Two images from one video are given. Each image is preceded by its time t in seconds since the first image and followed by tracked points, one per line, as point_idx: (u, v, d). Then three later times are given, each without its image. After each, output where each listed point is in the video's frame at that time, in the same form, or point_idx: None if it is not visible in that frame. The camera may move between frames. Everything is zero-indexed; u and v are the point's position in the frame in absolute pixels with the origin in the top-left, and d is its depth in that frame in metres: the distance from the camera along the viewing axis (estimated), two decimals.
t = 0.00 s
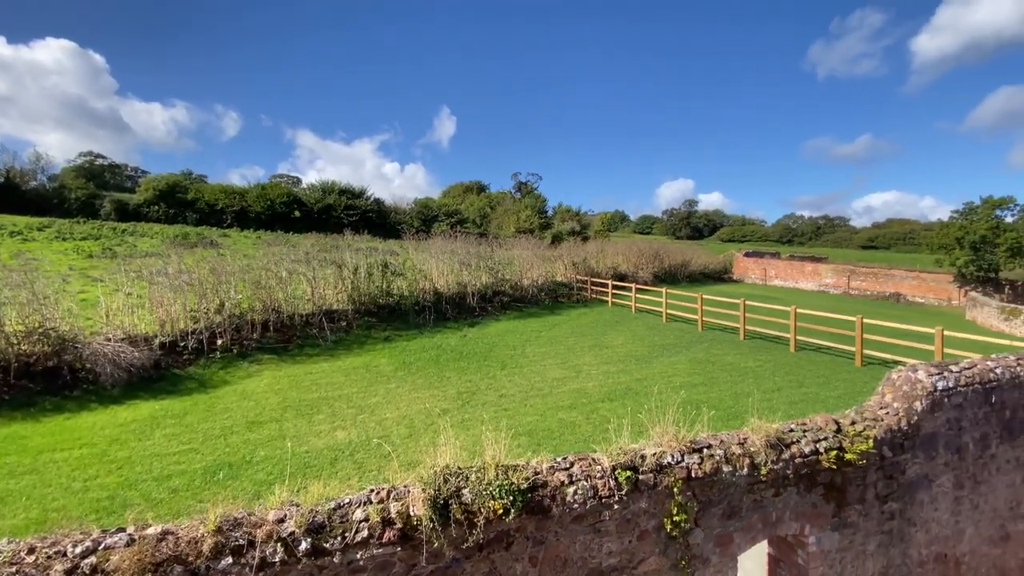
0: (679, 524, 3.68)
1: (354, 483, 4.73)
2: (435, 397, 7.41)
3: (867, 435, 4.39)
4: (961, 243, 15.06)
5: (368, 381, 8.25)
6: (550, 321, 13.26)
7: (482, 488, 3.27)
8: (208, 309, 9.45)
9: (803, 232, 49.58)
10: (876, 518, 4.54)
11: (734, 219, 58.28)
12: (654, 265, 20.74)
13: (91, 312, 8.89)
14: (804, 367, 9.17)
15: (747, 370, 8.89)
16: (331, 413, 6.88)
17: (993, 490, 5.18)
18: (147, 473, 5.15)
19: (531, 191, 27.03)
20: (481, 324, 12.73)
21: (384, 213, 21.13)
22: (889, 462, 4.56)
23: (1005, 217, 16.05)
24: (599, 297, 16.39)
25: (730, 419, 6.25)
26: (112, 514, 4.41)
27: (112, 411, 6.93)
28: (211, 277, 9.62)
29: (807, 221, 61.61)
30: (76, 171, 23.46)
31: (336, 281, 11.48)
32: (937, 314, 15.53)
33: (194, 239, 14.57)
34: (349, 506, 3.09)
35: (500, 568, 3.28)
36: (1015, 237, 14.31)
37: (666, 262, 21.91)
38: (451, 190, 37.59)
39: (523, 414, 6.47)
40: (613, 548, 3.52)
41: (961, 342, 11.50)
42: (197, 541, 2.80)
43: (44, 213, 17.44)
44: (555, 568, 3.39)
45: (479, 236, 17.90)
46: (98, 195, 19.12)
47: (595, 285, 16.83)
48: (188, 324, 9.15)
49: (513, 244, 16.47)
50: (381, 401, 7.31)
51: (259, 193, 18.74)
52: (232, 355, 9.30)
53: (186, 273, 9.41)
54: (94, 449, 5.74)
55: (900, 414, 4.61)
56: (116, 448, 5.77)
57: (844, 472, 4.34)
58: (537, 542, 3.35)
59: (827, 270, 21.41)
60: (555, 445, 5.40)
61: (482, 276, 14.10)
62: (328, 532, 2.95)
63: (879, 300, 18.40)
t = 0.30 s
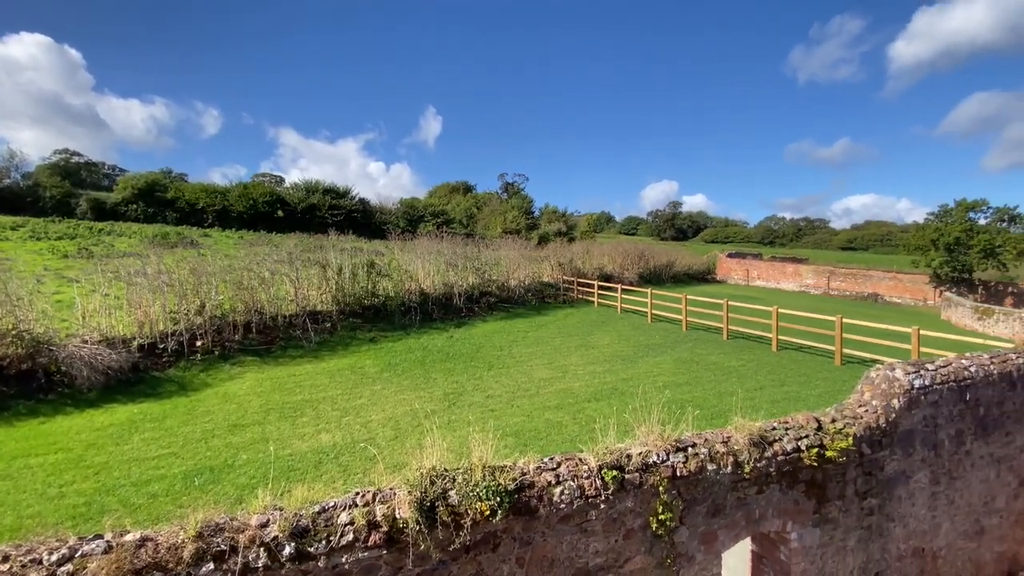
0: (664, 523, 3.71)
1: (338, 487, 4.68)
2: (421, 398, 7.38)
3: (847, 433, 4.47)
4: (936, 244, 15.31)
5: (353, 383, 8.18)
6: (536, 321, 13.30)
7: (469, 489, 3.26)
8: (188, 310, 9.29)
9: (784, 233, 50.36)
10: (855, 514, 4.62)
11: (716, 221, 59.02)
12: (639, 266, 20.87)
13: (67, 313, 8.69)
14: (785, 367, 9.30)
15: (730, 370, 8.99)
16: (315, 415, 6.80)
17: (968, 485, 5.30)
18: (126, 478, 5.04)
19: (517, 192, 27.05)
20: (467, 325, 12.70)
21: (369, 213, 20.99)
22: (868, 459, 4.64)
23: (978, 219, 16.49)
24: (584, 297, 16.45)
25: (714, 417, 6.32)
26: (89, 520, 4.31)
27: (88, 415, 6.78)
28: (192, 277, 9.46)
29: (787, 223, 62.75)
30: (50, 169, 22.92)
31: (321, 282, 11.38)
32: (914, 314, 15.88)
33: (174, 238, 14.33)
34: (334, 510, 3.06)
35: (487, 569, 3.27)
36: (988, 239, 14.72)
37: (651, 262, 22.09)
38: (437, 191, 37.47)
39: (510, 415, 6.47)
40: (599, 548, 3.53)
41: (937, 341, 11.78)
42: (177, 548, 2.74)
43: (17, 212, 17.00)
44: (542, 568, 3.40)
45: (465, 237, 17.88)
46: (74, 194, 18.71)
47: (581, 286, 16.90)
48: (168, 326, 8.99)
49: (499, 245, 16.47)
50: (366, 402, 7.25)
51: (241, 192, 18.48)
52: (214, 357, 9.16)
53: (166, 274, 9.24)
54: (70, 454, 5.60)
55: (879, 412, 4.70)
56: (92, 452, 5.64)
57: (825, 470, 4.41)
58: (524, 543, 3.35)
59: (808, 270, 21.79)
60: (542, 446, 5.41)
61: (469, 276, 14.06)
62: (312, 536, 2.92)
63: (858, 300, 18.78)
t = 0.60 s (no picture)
0: (651, 522, 3.73)
1: (324, 490, 4.64)
2: (408, 400, 7.34)
3: (829, 431, 4.53)
4: (913, 246, 15.57)
5: (339, 385, 8.11)
6: (523, 322, 13.31)
7: (456, 491, 3.24)
8: (169, 311, 9.14)
9: (767, 235, 51.04)
10: (837, 510, 4.69)
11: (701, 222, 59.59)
12: (626, 267, 21.01)
13: (43, 315, 8.49)
14: (769, 366, 9.42)
15: (715, 370, 9.08)
16: (300, 418, 6.73)
17: (946, 482, 5.41)
18: (104, 483, 4.93)
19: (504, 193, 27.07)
20: (454, 326, 12.67)
21: (355, 213, 20.87)
22: (850, 457, 4.71)
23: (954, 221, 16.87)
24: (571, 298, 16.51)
25: (700, 417, 6.38)
26: (67, 527, 4.21)
27: (66, 419, 6.63)
28: (173, 278, 9.31)
29: (770, 225, 63.65)
30: (26, 167, 22.43)
31: (306, 283, 11.28)
32: (893, 314, 16.20)
33: (155, 238, 14.11)
34: (319, 513, 3.02)
35: (474, 571, 3.26)
36: (964, 241, 15.07)
37: (638, 263, 22.24)
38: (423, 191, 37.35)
39: (498, 416, 6.47)
40: (586, 548, 3.54)
41: (915, 341, 12.02)
42: (158, 554, 2.68)
43: None
44: (530, 569, 3.40)
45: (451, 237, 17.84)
46: (51, 193, 18.31)
47: (568, 287, 16.95)
48: (148, 328, 8.84)
49: (486, 245, 16.46)
50: (353, 405, 7.19)
51: (224, 192, 18.24)
52: (196, 359, 9.01)
53: (146, 275, 9.08)
54: (46, 459, 5.47)
55: (860, 410, 4.77)
56: (70, 457, 5.52)
57: (808, 467, 4.47)
58: (512, 544, 3.34)
59: (790, 271, 22.12)
60: (529, 446, 5.42)
61: (456, 277, 14.02)
62: (297, 540, 2.88)
63: (839, 301, 19.10)
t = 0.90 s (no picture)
0: (638, 522, 3.75)
1: (310, 493, 4.59)
2: (395, 402, 7.29)
3: (812, 430, 4.60)
4: (893, 248, 15.84)
5: (326, 387, 8.04)
6: (511, 323, 13.31)
7: (444, 493, 3.23)
8: (151, 313, 9.00)
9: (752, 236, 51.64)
10: (821, 508, 4.75)
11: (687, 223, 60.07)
12: (613, 268, 21.10)
13: (20, 317, 8.31)
14: (754, 366, 9.53)
15: (701, 370, 9.15)
16: (285, 420, 6.66)
17: (926, 478, 5.51)
18: (83, 489, 4.83)
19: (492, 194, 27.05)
20: (442, 327, 12.63)
21: (341, 214, 20.71)
22: (832, 455, 4.78)
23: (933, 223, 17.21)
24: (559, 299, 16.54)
25: (686, 416, 6.43)
26: (45, 533, 4.12)
27: (44, 424, 6.49)
28: (154, 279, 9.17)
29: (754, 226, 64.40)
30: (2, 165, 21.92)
31: (291, 284, 11.17)
32: (874, 314, 16.47)
33: (137, 238, 13.86)
34: (305, 517, 2.99)
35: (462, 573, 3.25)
36: (942, 243, 15.38)
37: (625, 264, 22.36)
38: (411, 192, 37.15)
39: (486, 417, 6.46)
40: (574, 548, 3.55)
41: (896, 341, 12.22)
42: (139, 561, 2.63)
43: None
44: (518, 570, 3.39)
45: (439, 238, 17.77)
46: (28, 192, 17.92)
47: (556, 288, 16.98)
48: (129, 330, 8.69)
49: (474, 246, 16.43)
50: (339, 407, 7.13)
51: (208, 192, 17.99)
52: (178, 361, 8.87)
53: (126, 276, 8.91)
54: (23, 465, 5.35)
55: (842, 409, 4.84)
56: (48, 462, 5.40)
57: (792, 466, 4.52)
58: (500, 546, 3.34)
59: (774, 272, 22.39)
60: (518, 447, 5.42)
61: (444, 278, 13.97)
62: (282, 545, 2.84)
63: (822, 301, 19.38)
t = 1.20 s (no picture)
0: (626, 522, 3.76)
1: (296, 497, 4.55)
2: (383, 404, 7.25)
3: (797, 429, 4.65)
4: (875, 249, 16.09)
5: (312, 389, 7.97)
6: (499, 324, 13.29)
7: (432, 495, 3.21)
8: (133, 314, 8.86)
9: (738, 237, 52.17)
10: (805, 506, 4.81)
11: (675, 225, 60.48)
12: (602, 269, 21.19)
13: None
14: (740, 366, 9.62)
15: (688, 370, 9.22)
16: (271, 423, 6.58)
17: (908, 476, 5.60)
18: (63, 494, 4.73)
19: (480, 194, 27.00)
20: (430, 328, 12.57)
21: (328, 214, 20.53)
22: (817, 454, 4.84)
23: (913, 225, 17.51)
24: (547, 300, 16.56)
25: (674, 417, 6.47)
26: (24, 540, 4.03)
27: (22, 428, 6.35)
28: (137, 280, 9.02)
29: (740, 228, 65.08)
30: None
31: (277, 285, 11.05)
32: (857, 315, 16.71)
33: (118, 238, 13.62)
34: (291, 521, 2.95)
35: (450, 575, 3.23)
36: (922, 244, 15.66)
37: (613, 265, 22.45)
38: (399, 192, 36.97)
39: (474, 419, 6.44)
40: (563, 549, 3.55)
41: (879, 341, 12.41)
42: (120, 568, 2.58)
43: None
44: (506, 571, 3.39)
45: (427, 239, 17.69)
46: (6, 191, 17.54)
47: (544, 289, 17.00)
48: (110, 332, 8.54)
49: (462, 247, 16.39)
50: (326, 409, 7.07)
51: (192, 192, 17.74)
52: (161, 363, 8.74)
53: (107, 277, 8.75)
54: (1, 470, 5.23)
55: (827, 408, 4.91)
56: (26, 468, 5.28)
57: (778, 465, 4.57)
58: (489, 547, 3.33)
59: (760, 273, 22.63)
60: (507, 449, 5.41)
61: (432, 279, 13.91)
62: (268, 550, 2.81)
63: (807, 302, 19.62)
